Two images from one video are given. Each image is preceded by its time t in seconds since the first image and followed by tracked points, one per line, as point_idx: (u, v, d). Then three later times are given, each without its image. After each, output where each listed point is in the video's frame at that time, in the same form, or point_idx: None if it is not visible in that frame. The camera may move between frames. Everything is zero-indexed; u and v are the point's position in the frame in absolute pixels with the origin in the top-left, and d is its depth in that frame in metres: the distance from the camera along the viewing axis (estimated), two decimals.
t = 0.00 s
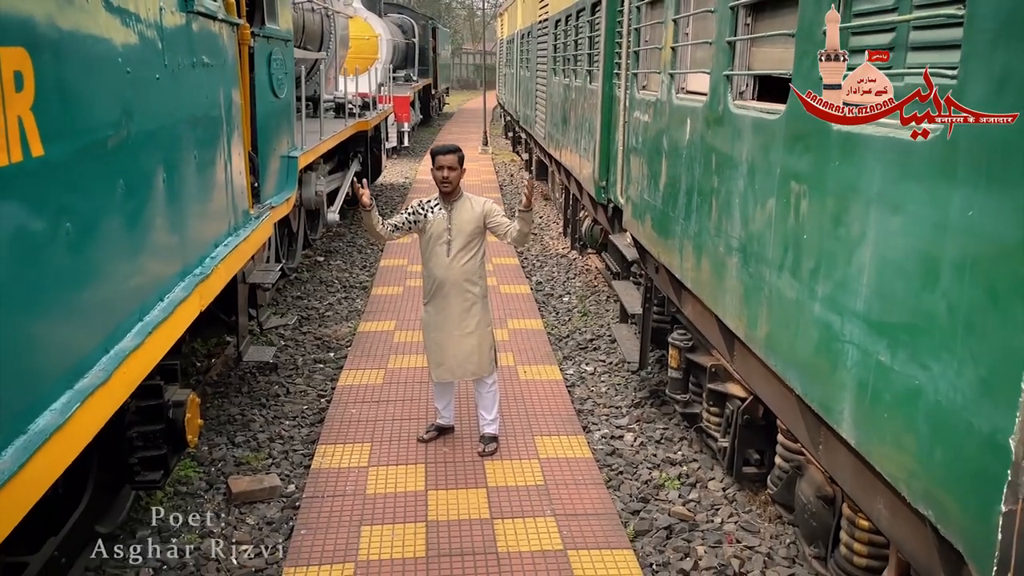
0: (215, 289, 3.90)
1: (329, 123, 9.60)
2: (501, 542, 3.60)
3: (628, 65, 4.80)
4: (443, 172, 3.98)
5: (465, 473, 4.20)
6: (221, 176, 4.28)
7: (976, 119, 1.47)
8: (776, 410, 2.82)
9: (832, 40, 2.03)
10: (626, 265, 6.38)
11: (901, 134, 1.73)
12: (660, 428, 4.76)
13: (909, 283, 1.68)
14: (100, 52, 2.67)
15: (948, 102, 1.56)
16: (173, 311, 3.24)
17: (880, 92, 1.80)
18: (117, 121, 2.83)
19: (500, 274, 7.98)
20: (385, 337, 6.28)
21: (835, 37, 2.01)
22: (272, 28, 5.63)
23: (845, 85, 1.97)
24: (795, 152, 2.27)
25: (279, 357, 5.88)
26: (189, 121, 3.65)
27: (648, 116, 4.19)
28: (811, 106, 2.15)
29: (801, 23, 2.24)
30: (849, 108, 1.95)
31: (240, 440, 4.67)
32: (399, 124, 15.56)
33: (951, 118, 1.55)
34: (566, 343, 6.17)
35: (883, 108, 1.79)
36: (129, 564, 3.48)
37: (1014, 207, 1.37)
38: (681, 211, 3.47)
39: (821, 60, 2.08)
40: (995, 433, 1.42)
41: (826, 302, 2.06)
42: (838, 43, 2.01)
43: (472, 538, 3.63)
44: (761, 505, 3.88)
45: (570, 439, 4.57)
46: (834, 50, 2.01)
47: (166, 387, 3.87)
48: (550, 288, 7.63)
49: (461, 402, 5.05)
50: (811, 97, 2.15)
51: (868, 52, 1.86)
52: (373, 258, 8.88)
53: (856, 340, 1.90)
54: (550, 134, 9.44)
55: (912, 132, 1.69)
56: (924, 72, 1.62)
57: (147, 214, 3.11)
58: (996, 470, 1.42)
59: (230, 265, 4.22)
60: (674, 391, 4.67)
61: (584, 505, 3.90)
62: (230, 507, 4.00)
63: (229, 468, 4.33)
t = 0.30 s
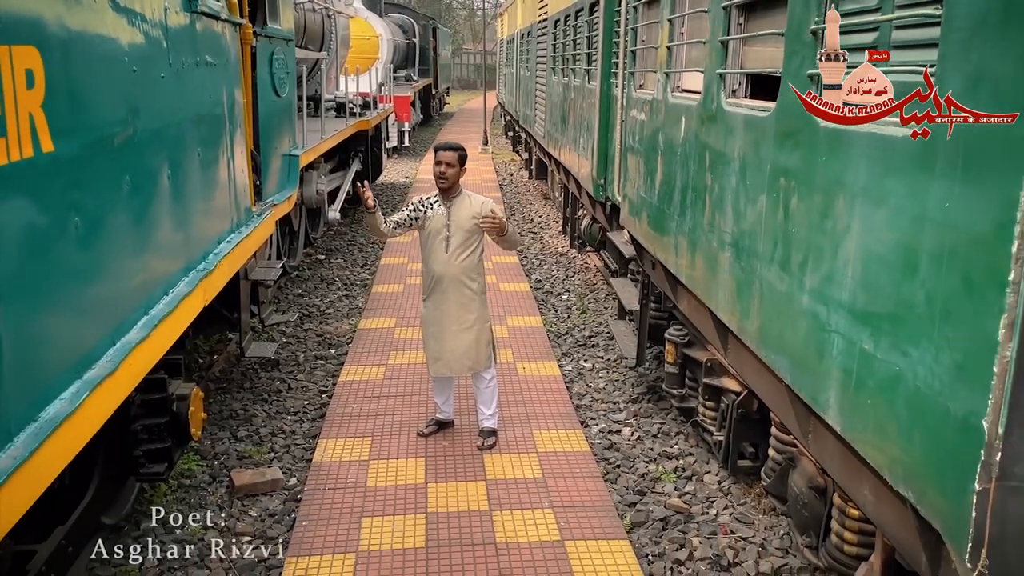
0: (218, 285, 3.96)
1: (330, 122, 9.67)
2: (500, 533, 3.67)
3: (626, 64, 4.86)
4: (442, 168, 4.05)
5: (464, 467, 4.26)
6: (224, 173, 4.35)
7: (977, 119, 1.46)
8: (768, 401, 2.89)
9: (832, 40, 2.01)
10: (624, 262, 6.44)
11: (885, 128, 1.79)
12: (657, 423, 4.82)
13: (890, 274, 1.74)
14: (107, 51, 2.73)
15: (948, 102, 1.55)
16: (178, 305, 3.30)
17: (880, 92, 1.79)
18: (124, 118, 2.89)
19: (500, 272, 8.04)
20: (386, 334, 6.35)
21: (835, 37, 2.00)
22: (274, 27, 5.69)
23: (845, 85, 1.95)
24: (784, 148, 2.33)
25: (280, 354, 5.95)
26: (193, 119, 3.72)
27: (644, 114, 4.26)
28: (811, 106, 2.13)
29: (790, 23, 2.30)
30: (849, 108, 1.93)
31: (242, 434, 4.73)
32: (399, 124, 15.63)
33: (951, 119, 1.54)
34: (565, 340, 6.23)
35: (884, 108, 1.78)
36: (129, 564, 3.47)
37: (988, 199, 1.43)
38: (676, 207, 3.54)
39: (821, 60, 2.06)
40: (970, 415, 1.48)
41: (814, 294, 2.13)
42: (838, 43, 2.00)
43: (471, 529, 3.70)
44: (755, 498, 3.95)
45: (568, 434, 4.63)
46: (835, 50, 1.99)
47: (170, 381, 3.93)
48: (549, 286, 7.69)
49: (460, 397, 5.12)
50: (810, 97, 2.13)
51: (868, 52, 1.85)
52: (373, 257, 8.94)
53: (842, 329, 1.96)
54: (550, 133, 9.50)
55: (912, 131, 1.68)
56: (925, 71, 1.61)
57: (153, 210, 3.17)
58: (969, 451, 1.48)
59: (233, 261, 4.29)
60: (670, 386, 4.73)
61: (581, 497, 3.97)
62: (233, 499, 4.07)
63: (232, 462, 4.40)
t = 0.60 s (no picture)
0: (223, 281, 4.04)
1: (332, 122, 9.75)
2: (500, 524, 3.74)
3: (624, 64, 4.93)
4: (445, 166, 4.12)
5: (465, 460, 4.33)
6: (229, 172, 4.42)
7: (977, 119, 1.47)
8: (761, 393, 2.96)
9: (832, 40, 2.02)
10: (623, 260, 6.51)
11: (871, 127, 1.85)
12: (655, 418, 4.89)
13: (875, 266, 1.81)
14: (118, 51, 2.81)
15: (948, 102, 1.56)
16: (185, 301, 3.38)
17: (880, 92, 1.80)
18: (133, 117, 2.96)
19: (500, 270, 8.11)
20: (387, 331, 6.42)
21: (835, 36, 2.00)
22: (277, 28, 5.76)
23: (845, 85, 1.96)
24: (776, 146, 2.40)
25: (283, 350, 6.02)
26: (199, 118, 3.79)
27: (642, 114, 4.33)
28: (811, 106, 2.15)
29: (781, 25, 2.37)
30: (849, 108, 1.95)
31: (246, 429, 4.80)
32: (400, 124, 15.71)
33: (951, 119, 1.55)
34: (564, 338, 6.30)
35: (883, 108, 1.79)
36: (130, 564, 3.47)
37: (964, 194, 1.50)
38: (673, 204, 3.61)
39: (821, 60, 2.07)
40: (948, 400, 1.54)
41: (804, 287, 2.20)
42: (838, 43, 2.00)
43: (472, 521, 3.77)
44: (751, 491, 4.01)
45: (567, 428, 4.70)
46: (834, 50, 2.00)
47: (176, 376, 4.00)
48: (549, 284, 7.77)
49: (461, 393, 5.19)
50: (811, 98, 2.15)
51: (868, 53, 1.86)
52: (375, 255, 9.02)
53: (830, 320, 2.03)
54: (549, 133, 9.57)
55: (912, 132, 1.68)
56: (925, 71, 1.62)
57: (160, 207, 3.24)
58: (947, 434, 1.55)
59: (237, 258, 4.36)
60: (668, 381, 4.81)
61: (580, 490, 4.04)
62: (238, 493, 4.13)
63: (236, 456, 4.47)
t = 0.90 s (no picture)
0: (228, 278, 4.11)
1: (333, 122, 9.81)
2: (500, 517, 3.81)
3: (622, 65, 5.00)
4: (450, 166, 4.19)
5: (466, 455, 4.40)
6: (233, 171, 4.49)
7: (976, 119, 1.47)
8: (755, 388, 3.03)
9: (832, 40, 2.01)
10: (622, 259, 6.58)
11: (857, 128, 1.91)
12: (653, 414, 4.96)
13: (861, 262, 1.88)
14: (127, 54, 2.88)
15: (948, 102, 1.56)
16: (191, 297, 3.45)
17: (880, 92, 1.80)
18: (141, 118, 3.04)
19: (500, 269, 8.19)
20: (388, 329, 6.49)
21: (835, 36, 2.00)
22: (280, 29, 5.83)
23: (845, 85, 1.96)
24: (768, 146, 2.47)
25: (286, 348, 6.09)
26: (204, 119, 3.86)
27: (640, 114, 4.39)
28: (810, 106, 2.13)
29: (772, 27, 2.44)
30: (849, 108, 1.94)
31: (250, 425, 4.87)
32: (400, 124, 15.80)
33: (951, 119, 1.55)
34: (564, 335, 6.37)
35: (883, 108, 1.79)
36: (130, 564, 3.47)
37: (943, 191, 1.57)
38: (669, 203, 3.68)
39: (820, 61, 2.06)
40: (928, 389, 1.61)
41: (794, 282, 2.26)
42: (838, 43, 2.00)
43: (472, 514, 3.84)
44: (747, 485, 4.08)
45: (566, 424, 4.77)
46: (835, 50, 2.00)
47: (182, 371, 4.07)
48: (549, 283, 7.83)
49: (462, 389, 5.26)
50: (810, 98, 2.12)
51: (867, 53, 1.86)
52: (375, 255, 9.09)
53: (818, 314, 2.10)
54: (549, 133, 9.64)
55: (912, 132, 1.67)
56: (924, 71, 1.62)
57: (167, 206, 3.32)
58: (927, 422, 1.61)
59: (241, 256, 4.43)
60: (666, 377, 4.89)
61: (579, 484, 4.11)
62: (242, 487, 4.20)
63: (240, 451, 4.54)
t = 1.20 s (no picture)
0: (234, 276, 4.18)
1: (335, 123, 9.88)
2: (502, 511, 3.87)
3: (622, 66, 5.06)
4: (456, 166, 4.26)
5: (469, 450, 4.46)
6: (239, 170, 4.56)
7: (976, 120, 1.51)
8: (751, 382, 3.09)
9: (831, 40, 2.03)
10: (622, 258, 6.64)
11: (849, 128, 1.97)
12: (652, 410, 5.02)
13: (852, 257, 1.94)
14: (137, 55, 2.94)
15: (948, 102, 1.57)
16: (199, 294, 3.52)
17: (880, 92, 1.83)
18: (151, 118, 3.10)
19: (501, 268, 8.25)
20: (391, 327, 6.56)
21: (835, 36, 2.01)
22: (284, 30, 5.90)
23: (846, 85, 1.98)
24: (763, 145, 2.53)
25: (290, 345, 6.16)
26: (211, 119, 3.93)
27: (640, 114, 4.46)
28: (811, 106, 2.16)
29: (768, 29, 2.50)
30: (849, 108, 1.97)
31: (255, 421, 4.93)
32: (402, 124, 15.86)
33: (951, 118, 1.56)
34: (564, 333, 6.43)
35: (884, 108, 1.82)
36: (129, 564, 3.43)
37: (930, 190, 1.63)
38: (668, 201, 3.74)
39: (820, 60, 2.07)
40: (915, 378, 1.67)
41: (788, 278, 2.33)
42: (838, 43, 2.01)
43: (474, 508, 3.90)
44: (745, 479, 4.14)
45: (566, 420, 4.84)
46: (834, 50, 2.01)
47: (188, 367, 4.14)
48: (550, 281, 7.89)
49: (464, 386, 5.32)
50: (811, 98, 2.16)
51: (868, 53, 1.89)
52: (377, 253, 9.15)
53: (811, 308, 2.17)
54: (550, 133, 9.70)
55: (912, 131, 1.69)
56: (925, 71, 1.64)
57: (176, 204, 3.39)
58: (913, 410, 1.68)
59: (247, 254, 4.50)
60: (665, 374, 4.96)
61: (580, 479, 4.17)
62: (248, 481, 4.27)
63: (246, 446, 4.60)
